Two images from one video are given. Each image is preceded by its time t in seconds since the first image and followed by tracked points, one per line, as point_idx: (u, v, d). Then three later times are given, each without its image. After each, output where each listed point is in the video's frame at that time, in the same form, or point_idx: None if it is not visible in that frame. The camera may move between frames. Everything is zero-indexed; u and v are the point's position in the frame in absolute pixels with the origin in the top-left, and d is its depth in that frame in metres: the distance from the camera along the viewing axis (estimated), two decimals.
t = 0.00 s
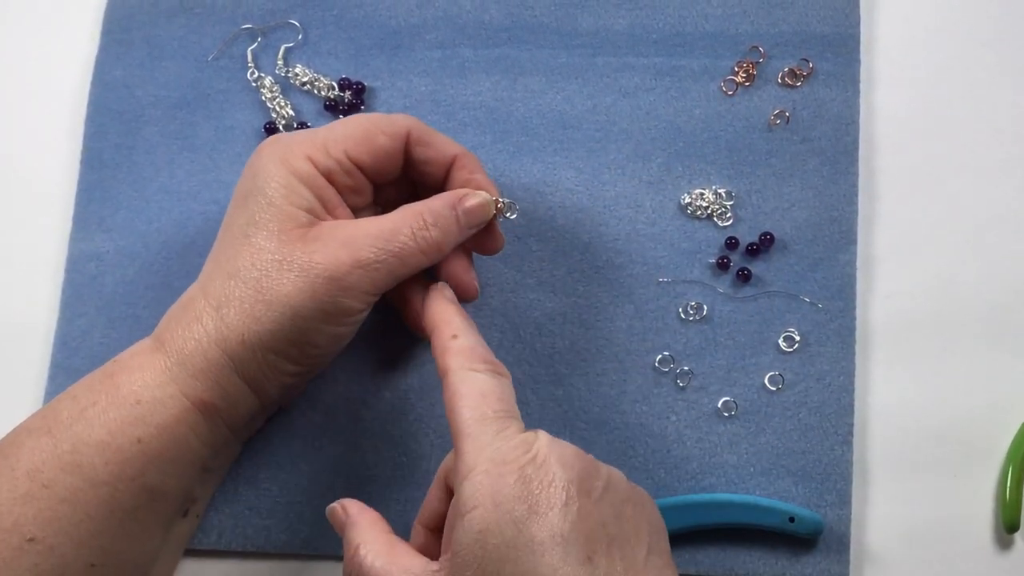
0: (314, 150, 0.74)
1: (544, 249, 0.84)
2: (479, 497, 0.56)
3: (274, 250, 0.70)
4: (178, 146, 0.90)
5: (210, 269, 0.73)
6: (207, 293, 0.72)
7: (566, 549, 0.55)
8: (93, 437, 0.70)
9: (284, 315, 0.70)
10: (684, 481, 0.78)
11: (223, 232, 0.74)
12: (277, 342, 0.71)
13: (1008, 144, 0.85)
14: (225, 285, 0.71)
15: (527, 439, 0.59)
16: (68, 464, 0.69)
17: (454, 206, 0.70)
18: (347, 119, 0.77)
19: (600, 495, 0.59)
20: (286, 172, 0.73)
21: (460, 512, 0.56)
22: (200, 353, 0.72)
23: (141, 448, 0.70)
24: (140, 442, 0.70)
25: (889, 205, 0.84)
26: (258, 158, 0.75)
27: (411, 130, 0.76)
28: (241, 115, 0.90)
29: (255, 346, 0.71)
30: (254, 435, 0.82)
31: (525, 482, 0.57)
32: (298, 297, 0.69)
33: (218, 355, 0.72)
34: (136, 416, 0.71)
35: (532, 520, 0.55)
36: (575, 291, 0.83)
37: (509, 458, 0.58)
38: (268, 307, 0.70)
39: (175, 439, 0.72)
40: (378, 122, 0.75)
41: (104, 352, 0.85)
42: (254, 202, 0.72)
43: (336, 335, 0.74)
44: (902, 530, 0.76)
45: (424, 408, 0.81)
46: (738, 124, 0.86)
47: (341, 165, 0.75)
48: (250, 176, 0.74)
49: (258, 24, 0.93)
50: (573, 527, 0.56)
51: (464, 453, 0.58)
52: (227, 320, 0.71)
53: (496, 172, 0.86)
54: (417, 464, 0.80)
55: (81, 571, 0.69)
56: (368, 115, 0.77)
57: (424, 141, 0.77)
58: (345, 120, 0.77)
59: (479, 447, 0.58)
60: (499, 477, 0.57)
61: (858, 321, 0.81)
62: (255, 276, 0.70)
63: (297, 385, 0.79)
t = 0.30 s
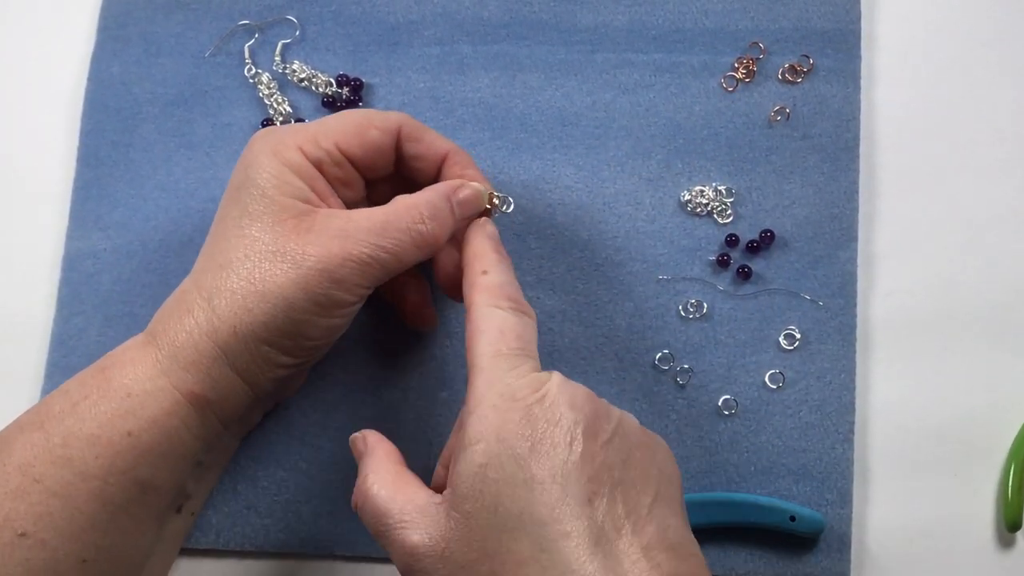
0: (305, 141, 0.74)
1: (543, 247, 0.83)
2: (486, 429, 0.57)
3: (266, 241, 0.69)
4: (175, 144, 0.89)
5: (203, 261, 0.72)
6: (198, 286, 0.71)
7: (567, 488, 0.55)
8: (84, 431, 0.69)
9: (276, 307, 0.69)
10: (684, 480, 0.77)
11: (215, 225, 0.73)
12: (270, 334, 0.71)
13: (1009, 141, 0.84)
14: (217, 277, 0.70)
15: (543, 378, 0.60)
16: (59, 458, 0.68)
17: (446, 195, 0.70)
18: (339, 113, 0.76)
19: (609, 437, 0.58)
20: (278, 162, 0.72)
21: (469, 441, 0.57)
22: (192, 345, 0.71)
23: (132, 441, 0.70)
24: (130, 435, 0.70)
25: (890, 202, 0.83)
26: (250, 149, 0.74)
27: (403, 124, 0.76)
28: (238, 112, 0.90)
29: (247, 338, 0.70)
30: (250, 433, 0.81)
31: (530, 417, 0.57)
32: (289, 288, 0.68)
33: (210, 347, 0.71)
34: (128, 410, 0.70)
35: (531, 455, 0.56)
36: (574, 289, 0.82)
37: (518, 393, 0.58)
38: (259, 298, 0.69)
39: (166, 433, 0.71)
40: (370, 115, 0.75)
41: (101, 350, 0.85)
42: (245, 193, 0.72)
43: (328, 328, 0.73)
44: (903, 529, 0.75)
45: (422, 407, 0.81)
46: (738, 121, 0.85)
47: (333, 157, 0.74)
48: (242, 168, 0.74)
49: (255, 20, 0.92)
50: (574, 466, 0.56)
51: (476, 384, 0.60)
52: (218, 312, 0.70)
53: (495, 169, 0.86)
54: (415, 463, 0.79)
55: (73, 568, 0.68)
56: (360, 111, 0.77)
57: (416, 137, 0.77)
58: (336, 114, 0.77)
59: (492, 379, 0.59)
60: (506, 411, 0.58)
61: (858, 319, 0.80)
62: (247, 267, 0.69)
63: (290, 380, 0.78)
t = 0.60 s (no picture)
0: (301, 139, 0.73)
1: (540, 243, 0.83)
2: (498, 437, 0.56)
3: (265, 242, 0.69)
4: (170, 140, 0.89)
5: (200, 261, 0.72)
6: (196, 287, 0.71)
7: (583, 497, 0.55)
8: (79, 431, 0.69)
9: (275, 309, 0.69)
10: (682, 478, 0.77)
11: (212, 224, 0.73)
12: (269, 336, 0.70)
13: (1007, 136, 0.84)
14: (215, 277, 0.70)
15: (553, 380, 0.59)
16: (54, 458, 0.68)
17: (446, 196, 0.70)
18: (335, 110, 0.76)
19: (616, 443, 0.59)
20: (275, 160, 0.72)
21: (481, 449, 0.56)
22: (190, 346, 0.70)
23: (128, 442, 0.69)
24: (126, 436, 0.69)
25: (888, 198, 0.83)
26: (247, 147, 0.74)
27: (400, 122, 0.75)
28: (233, 108, 0.89)
29: (245, 339, 0.70)
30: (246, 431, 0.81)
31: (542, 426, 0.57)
32: (289, 290, 0.68)
33: (207, 348, 0.70)
34: (124, 410, 0.70)
35: (548, 460, 0.56)
36: (571, 285, 0.82)
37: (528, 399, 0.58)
38: (257, 300, 0.69)
39: (163, 433, 0.71)
40: (368, 113, 0.75)
41: (96, 347, 0.84)
42: (243, 193, 0.71)
43: (327, 329, 0.73)
44: (902, 526, 0.75)
45: (419, 404, 0.80)
46: (736, 116, 0.85)
47: (331, 155, 0.74)
48: (238, 168, 0.73)
49: (250, 16, 0.92)
50: (590, 476, 0.56)
51: (488, 387, 0.58)
52: (216, 314, 0.70)
53: (491, 165, 0.85)
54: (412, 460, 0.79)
55: (69, 568, 0.68)
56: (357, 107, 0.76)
57: (414, 135, 0.76)
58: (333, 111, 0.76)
59: (502, 385, 0.58)
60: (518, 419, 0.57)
61: (857, 315, 0.80)
62: (245, 268, 0.69)
63: (287, 380, 0.78)
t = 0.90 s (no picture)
0: (299, 138, 0.73)
1: (535, 239, 0.83)
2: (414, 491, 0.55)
3: (264, 243, 0.70)
4: (166, 137, 0.89)
5: (199, 258, 0.72)
6: (194, 285, 0.71)
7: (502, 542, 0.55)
8: (77, 431, 0.69)
9: (273, 309, 0.69)
10: (678, 473, 0.77)
11: (210, 223, 0.73)
12: (268, 336, 0.71)
13: (1002, 131, 0.84)
14: (213, 277, 0.70)
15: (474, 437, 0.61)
16: (52, 457, 0.68)
17: (443, 198, 0.70)
18: (333, 107, 0.76)
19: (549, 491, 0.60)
20: (274, 160, 0.72)
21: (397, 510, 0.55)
22: (188, 345, 0.71)
23: (126, 441, 0.69)
24: (124, 434, 0.69)
25: (883, 194, 0.83)
26: (245, 145, 0.74)
27: (398, 120, 0.75)
28: (229, 104, 0.89)
29: (244, 338, 0.70)
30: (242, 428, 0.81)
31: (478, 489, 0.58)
32: (288, 291, 0.69)
33: (206, 347, 0.71)
34: (122, 409, 0.70)
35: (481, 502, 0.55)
36: (567, 281, 0.82)
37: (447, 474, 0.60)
38: (256, 300, 0.69)
39: (161, 432, 0.71)
40: (366, 111, 0.75)
41: (92, 344, 0.84)
42: (243, 192, 0.72)
43: (325, 329, 0.74)
44: (897, 521, 0.75)
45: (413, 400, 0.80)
46: (731, 112, 0.85)
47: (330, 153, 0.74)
48: (236, 166, 0.73)
49: (246, 12, 0.92)
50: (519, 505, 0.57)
51: (434, 513, 0.53)
52: (214, 313, 0.70)
53: (487, 161, 0.85)
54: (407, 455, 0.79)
55: (67, 566, 0.68)
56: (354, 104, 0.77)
57: (412, 133, 0.76)
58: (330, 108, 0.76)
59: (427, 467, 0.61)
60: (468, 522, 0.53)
61: (852, 310, 0.80)
62: (245, 268, 0.69)
63: (285, 378, 0.78)
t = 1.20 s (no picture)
0: (297, 133, 0.73)
1: (532, 233, 0.83)
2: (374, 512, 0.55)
3: (263, 238, 0.70)
4: (164, 132, 0.89)
5: (198, 253, 0.72)
6: (192, 280, 0.71)
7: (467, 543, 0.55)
8: (75, 425, 0.69)
9: (271, 304, 0.70)
10: (674, 466, 0.77)
11: (209, 217, 0.73)
12: (266, 330, 0.71)
13: (998, 126, 0.84)
14: (211, 272, 0.70)
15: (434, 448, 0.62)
16: (51, 451, 0.68)
17: (439, 192, 0.71)
18: (331, 102, 0.76)
19: (510, 499, 0.60)
20: (273, 154, 0.72)
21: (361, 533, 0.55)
22: (187, 340, 0.71)
23: (125, 435, 0.70)
24: (123, 429, 0.70)
25: (879, 189, 0.83)
26: (244, 140, 0.74)
27: (396, 114, 0.76)
28: (227, 99, 0.90)
29: (242, 333, 0.70)
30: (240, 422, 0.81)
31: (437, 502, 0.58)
32: (286, 286, 0.69)
33: (204, 342, 0.71)
34: (120, 403, 0.70)
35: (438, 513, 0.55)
36: (563, 275, 0.82)
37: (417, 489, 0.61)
38: (254, 295, 0.69)
39: (160, 426, 0.71)
40: (364, 106, 0.75)
41: (90, 338, 0.84)
42: (241, 187, 0.72)
43: (323, 324, 0.74)
44: (893, 514, 0.75)
45: (409, 393, 0.80)
46: (728, 106, 0.85)
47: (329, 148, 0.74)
48: (234, 161, 0.73)
49: (244, 8, 0.92)
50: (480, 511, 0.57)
51: (393, 532, 0.54)
52: (212, 308, 0.70)
53: (484, 156, 0.85)
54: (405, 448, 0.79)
55: (65, 560, 0.68)
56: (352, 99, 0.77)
57: (410, 127, 0.76)
58: (328, 103, 0.76)
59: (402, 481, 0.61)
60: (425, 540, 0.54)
61: (848, 305, 0.80)
62: (243, 263, 0.70)
63: (284, 372, 0.78)
